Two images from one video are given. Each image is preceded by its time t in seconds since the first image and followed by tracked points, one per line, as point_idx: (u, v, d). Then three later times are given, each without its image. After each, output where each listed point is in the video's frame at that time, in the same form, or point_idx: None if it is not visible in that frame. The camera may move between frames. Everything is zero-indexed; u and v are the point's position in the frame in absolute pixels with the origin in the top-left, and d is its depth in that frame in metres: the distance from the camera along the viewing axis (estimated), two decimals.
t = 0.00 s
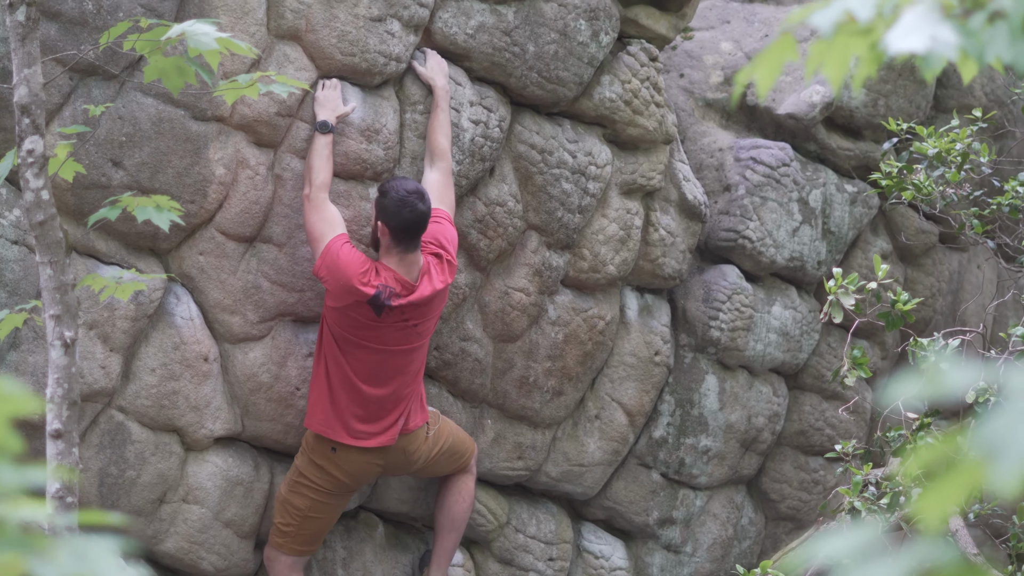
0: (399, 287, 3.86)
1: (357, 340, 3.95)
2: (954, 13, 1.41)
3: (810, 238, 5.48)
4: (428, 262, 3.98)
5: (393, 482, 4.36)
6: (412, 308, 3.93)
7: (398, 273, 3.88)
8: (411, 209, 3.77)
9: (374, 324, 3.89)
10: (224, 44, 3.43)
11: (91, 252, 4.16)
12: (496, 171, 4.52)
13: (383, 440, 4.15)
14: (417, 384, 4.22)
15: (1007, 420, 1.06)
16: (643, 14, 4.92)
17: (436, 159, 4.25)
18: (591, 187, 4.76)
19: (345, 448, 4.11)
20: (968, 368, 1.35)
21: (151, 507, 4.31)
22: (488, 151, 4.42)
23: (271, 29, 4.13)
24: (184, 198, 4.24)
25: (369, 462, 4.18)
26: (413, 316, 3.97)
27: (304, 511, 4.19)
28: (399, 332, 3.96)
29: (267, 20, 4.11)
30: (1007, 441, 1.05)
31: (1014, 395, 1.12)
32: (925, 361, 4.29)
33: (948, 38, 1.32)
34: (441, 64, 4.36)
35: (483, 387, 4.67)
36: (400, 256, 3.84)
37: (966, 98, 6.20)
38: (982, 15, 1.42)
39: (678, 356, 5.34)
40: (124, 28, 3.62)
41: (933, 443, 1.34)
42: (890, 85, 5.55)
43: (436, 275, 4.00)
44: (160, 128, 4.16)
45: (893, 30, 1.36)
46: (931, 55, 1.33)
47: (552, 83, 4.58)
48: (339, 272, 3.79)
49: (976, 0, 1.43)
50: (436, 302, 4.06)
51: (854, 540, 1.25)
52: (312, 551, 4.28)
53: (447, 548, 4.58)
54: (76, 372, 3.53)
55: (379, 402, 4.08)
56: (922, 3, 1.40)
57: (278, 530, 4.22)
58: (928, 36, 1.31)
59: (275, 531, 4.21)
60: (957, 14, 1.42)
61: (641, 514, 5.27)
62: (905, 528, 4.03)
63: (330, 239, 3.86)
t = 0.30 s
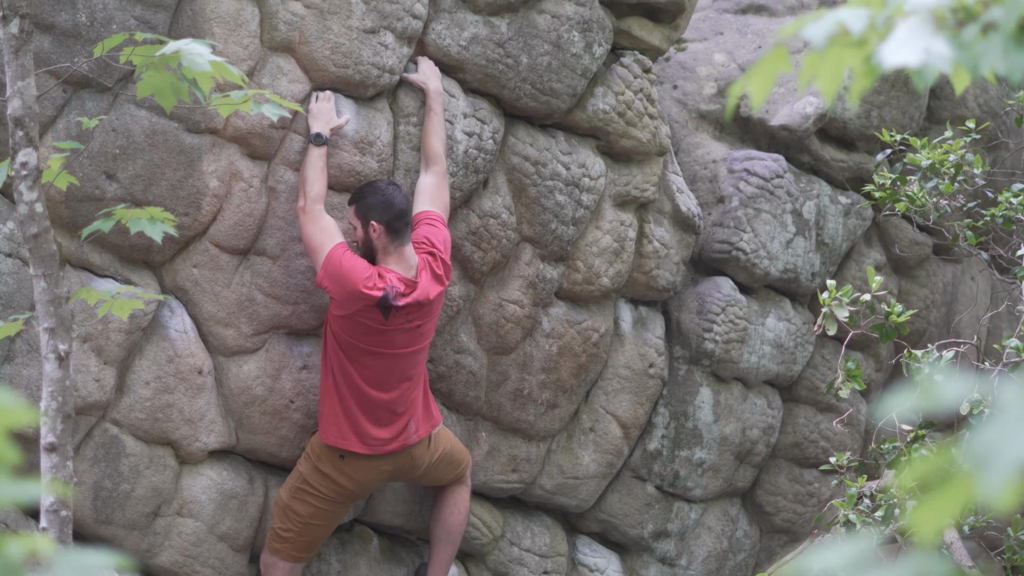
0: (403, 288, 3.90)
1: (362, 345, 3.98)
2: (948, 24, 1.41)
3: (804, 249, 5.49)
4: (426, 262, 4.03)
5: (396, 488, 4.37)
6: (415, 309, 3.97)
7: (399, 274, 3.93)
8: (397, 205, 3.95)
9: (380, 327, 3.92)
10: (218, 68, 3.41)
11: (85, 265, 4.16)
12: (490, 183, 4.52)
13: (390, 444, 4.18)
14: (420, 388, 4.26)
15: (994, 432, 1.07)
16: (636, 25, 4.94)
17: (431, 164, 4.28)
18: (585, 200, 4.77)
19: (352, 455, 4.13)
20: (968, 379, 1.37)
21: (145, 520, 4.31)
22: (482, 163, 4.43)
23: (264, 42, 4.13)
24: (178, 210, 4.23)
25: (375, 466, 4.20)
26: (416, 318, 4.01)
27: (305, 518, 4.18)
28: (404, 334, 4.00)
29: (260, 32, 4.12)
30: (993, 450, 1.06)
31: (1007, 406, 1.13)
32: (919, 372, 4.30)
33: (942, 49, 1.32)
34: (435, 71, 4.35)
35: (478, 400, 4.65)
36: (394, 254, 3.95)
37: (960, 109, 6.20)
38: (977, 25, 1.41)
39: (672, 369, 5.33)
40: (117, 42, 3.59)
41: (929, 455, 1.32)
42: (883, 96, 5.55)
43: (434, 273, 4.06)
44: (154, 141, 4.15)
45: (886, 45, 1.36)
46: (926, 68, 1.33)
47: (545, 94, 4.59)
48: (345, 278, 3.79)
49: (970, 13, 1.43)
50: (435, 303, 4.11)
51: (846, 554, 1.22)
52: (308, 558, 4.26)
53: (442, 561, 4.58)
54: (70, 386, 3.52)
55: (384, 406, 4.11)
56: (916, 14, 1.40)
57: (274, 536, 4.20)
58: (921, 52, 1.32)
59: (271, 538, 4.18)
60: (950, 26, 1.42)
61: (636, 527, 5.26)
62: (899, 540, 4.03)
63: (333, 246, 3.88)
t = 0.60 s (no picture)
0: (412, 315, 3.90)
1: (374, 374, 3.99)
2: (945, 49, 1.41)
3: (803, 273, 5.49)
4: (437, 290, 4.01)
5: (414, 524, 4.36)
6: (427, 335, 3.97)
7: (410, 302, 3.93)
8: (405, 235, 3.98)
9: (390, 355, 3.93)
10: (217, 91, 3.43)
11: (85, 290, 4.15)
12: (490, 208, 4.53)
13: (405, 477, 4.18)
14: (438, 421, 4.25)
15: (990, 453, 1.07)
16: (635, 51, 5.04)
17: (434, 192, 4.30)
18: (584, 225, 4.78)
19: (368, 490, 4.13)
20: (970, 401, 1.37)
21: (145, 545, 4.31)
22: (481, 188, 4.44)
23: (264, 67, 4.15)
24: (177, 235, 4.23)
25: (391, 499, 4.19)
26: (428, 346, 4.02)
27: (317, 554, 4.21)
28: (418, 362, 4.00)
29: (260, 57, 4.13)
30: (990, 471, 1.06)
31: (1005, 426, 1.13)
32: (918, 397, 4.29)
33: (942, 77, 1.31)
34: (435, 99, 4.39)
35: (477, 424, 4.64)
36: (402, 283, 3.96)
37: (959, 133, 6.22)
38: (976, 51, 1.40)
39: (672, 393, 5.33)
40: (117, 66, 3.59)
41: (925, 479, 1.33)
42: (882, 121, 5.55)
43: (447, 302, 4.05)
44: (153, 166, 4.16)
45: (885, 68, 1.35)
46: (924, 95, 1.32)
47: (545, 119, 4.63)
48: (353, 306, 3.81)
49: (969, 38, 1.42)
50: (449, 332, 4.11)
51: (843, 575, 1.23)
52: None
53: None
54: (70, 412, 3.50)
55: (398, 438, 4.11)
56: (914, 39, 1.40)
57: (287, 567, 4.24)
58: (920, 75, 1.31)
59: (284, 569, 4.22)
60: (948, 51, 1.41)
61: (635, 552, 5.24)
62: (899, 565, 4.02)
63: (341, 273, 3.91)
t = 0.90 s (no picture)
0: (435, 323, 3.92)
1: (406, 388, 4.02)
2: (943, 62, 1.40)
3: (801, 289, 5.49)
4: (457, 298, 4.06)
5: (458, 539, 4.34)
6: (455, 341, 4.00)
7: (431, 312, 3.97)
8: (425, 248, 4.03)
9: (418, 365, 3.95)
10: (216, 105, 3.44)
11: (83, 306, 4.14)
12: (488, 225, 4.54)
13: (451, 490, 4.18)
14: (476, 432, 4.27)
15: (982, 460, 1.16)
16: (632, 67, 5.09)
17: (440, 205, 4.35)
18: (582, 241, 4.79)
19: (426, 506, 4.14)
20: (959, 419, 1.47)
21: (143, 562, 4.30)
22: (478, 204, 4.46)
23: (262, 83, 4.16)
24: (175, 252, 4.23)
25: (439, 512, 4.19)
26: (456, 354, 4.04)
27: (347, 554, 4.18)
28: (449, 370, 4.03)
29: (258, 74, 4.14)
30: (983, 477, 1.15)
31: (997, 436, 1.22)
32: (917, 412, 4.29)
33: (939, 88, 1.32)
34: (432, 115, 4.43)
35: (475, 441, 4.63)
36: (422, 294, 4.00)
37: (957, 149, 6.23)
38: (973, 64, 1.40)
39: (670, 409, 5.34)
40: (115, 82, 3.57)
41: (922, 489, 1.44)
42: (879, 137, 5.56)
43: (468, 309, 4.08)
44: (151, 182, 4.15)
45: (881, 80, 1.35)
46: (921, 105, 1.32)
47: (542, 135, 4.67)
48: (370, 317, 3.85)
49: (966, 51, 1.42)
50: (474, 338, 4.14)
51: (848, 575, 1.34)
52: None
53: None
54: (68, 428, 3.48)
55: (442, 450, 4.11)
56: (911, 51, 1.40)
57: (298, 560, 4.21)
58: (917, 87, 1.31)
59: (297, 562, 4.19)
60: (947, 64, 1.41)
61: (634, 567, 5.25)
62: None
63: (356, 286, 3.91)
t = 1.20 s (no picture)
0: (438, 330, 3.91)
1: (415, 395, 4.01)
2: (941, 77, 1.40)
3: (799, 304, 5.51)
4: (463, 303, 4.03)
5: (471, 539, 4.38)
6: (461, 347, 3.98)
7: (435, 318, 3.96)
8: (430, 252, 4.02)
9: (426, 373, 3.95)
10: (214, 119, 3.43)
11: (81, 322, 4.13)
12: (486, 241, 4.54)
13: (465, 493, 4.19)
14: (490, 433, 4.27)
15: (975, 483, 1.13)
16: (630, 83, 5.12)
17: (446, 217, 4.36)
18: (580, 256, 4.79)
19: (443, 507, 4.17)
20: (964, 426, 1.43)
21: None
22: (477, 220, 4.46)
23: (260, 99, 4.16)
24: (173, 268, 4.22)
25: (453, 514, 4.22)
26: (464, 358, 4.02)
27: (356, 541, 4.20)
28: (457, 375, 4.02)
29: (256, 89, 4.14)
30: (977, 500, 1.11)
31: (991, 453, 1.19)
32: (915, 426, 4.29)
33: (937, 102, 1.33)
34: (431, 131, 4.44)
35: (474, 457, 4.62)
36: (427, 300, 3.99)
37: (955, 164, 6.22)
38: (970, 78, 1.41)
39: (668, 425, 5.34)
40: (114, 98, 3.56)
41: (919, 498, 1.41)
42: (877, 152, 5.57)
43: (476, 314, 4.05)
44: (150, 199, 4.15)
45: (878, 94, 1.36)
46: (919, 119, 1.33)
47: (540, 150, 4.69)
48: (372, 327, 3.84)
49: (963, 66, 1.43)
50: (483, 341, 4.11)
51: None
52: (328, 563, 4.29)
53: None
54: (65, 444, 3.46)
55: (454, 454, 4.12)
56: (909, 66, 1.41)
57: (302, 534, 4.17)
58: (912, 102, 1.32)
59: (303, 534, 4.16)
60: (945, 80, 1.42)
61: None
62: None
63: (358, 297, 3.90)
